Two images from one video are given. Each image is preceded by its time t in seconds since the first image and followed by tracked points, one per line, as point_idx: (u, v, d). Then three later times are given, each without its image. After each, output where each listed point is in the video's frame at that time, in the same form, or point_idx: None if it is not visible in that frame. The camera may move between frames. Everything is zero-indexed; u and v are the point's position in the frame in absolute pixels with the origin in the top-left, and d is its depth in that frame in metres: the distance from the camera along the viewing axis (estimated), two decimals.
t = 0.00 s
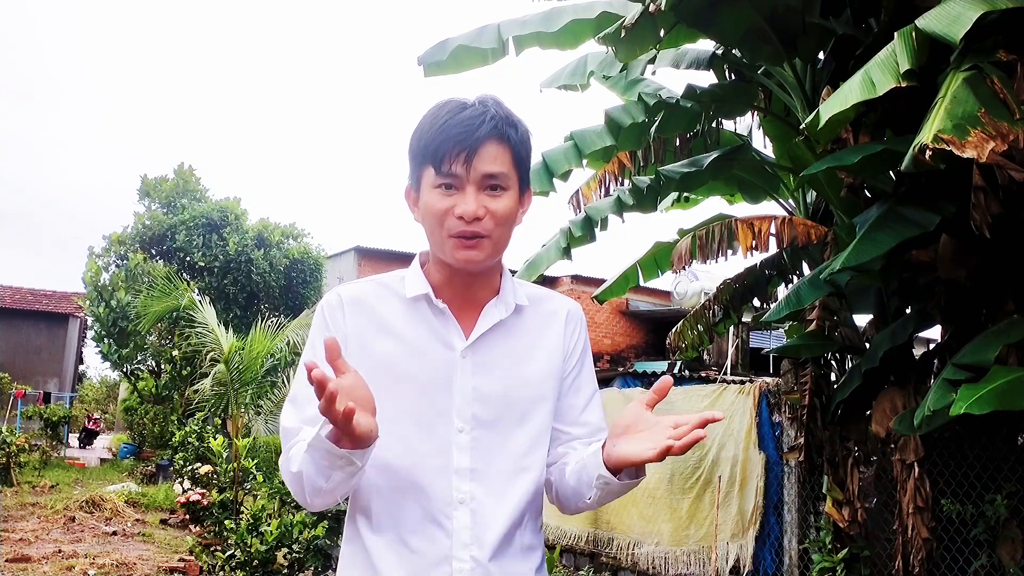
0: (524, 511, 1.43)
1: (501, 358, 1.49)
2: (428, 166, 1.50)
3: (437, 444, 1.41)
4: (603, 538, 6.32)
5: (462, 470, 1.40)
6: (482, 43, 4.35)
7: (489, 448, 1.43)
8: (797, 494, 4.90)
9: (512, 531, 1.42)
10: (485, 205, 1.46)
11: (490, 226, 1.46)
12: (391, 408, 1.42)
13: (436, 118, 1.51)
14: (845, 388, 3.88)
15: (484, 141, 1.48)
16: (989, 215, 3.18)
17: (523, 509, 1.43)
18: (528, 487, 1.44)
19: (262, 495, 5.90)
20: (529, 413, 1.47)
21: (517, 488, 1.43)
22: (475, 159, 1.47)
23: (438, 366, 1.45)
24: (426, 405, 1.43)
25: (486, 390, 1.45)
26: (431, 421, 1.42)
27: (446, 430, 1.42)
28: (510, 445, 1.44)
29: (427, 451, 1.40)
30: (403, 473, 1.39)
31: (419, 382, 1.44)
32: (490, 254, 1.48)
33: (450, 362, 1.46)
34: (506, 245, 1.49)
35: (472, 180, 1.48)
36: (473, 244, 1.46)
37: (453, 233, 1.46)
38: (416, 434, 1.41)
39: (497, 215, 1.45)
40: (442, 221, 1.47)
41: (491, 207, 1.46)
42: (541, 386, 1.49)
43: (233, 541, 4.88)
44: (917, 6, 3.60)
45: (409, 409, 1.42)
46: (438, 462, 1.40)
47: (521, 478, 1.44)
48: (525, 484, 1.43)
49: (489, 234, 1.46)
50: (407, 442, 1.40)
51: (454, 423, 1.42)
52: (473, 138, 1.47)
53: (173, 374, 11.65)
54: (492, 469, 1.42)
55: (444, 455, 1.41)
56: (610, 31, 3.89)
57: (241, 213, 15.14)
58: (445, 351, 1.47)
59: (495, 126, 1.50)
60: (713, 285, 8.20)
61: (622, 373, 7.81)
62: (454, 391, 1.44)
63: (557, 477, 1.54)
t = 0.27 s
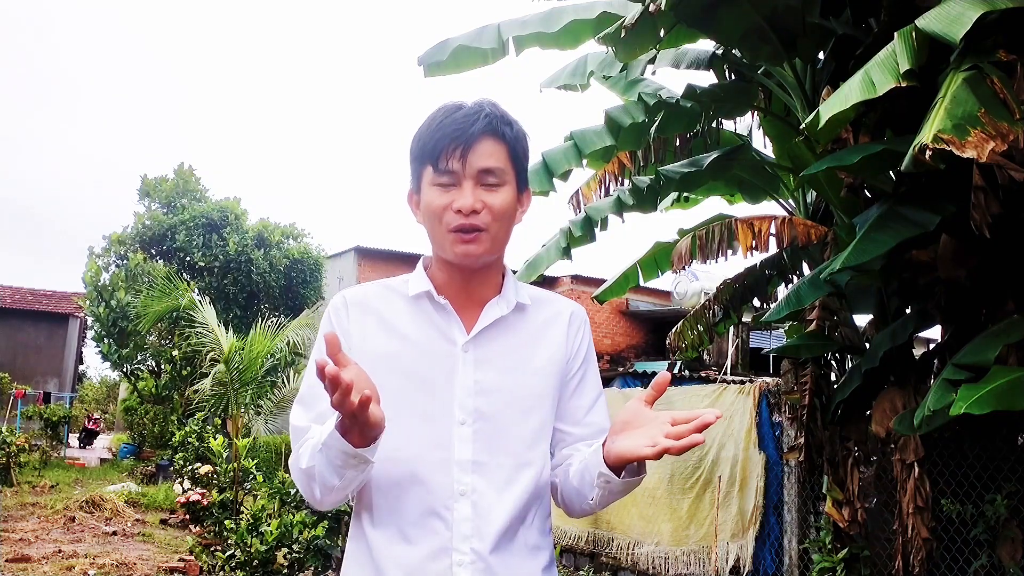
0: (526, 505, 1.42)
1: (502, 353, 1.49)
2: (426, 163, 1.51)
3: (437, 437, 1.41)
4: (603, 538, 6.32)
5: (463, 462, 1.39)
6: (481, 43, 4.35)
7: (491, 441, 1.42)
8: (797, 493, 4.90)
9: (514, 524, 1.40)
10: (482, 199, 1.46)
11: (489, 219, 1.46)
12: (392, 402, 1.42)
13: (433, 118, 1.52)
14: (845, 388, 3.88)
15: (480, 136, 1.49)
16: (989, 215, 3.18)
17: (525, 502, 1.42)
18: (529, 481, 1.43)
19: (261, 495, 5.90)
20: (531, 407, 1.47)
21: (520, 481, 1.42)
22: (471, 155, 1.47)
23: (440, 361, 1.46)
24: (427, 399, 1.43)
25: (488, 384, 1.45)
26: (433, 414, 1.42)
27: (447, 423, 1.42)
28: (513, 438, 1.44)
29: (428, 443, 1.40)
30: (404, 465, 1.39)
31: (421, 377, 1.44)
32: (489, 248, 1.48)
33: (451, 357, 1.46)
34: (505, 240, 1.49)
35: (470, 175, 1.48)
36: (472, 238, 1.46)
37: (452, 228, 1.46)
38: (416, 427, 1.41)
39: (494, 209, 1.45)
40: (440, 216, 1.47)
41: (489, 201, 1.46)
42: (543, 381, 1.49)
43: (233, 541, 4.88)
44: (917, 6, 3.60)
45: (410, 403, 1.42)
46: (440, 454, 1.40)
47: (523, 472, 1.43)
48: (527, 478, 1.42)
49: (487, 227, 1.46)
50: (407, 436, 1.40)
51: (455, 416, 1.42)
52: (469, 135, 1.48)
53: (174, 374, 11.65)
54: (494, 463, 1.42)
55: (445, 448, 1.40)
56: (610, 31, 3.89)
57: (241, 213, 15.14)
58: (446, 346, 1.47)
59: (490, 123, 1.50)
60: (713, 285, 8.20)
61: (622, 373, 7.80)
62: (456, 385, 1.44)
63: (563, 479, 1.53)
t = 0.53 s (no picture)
0: (531, 504, 1.42)
1: (508, 352, 1.49)
2: (434, 163, 1.51)
3: (443, 436, 1.41)
4: (603, 538, 6.32)
5: (469, 461, 1.39)
6: (481, 43, 4.35)
7: (497, 441, 1.42)
8: (797, 494, 4.91)
9: (519, 523, 1.40)
10: (489, 198, 1.46)
11: (495, 218, 1.46)
12: (398, 402, 1.43)
13: (440, 119, 1.53)
14: (845, 388, 3.88)
15: (487, 136, 1.50)
16: (989, 215, 3.18)
17: (530, 502, 1.41)
18: (535, 480, 1.42)
19: (261, 495, 5.90)
20: (538, 408, 1.46)
21: (524, 480, 1.42)
22: (478, 153, 1.48)
23: (446, 360, 1.46)
24: (433, 398, 1.43)
25: (493, 383, 1.45)
26: (438, 413, 1.42)
27: (453, 422, 1.42)
28: (520, 438, 1.44)
29: (433, 442, 1.40)
30: (410, 464, 1.39)
31: (426, 375, 1.44)
32: (496, 247, 1.48)
33: (457, 356, 1.46)
34: (512, 238, 1.49)
35: (477, 174, 1.48)
36: (479, 236, 1.46)
37: (458, 226, 1.46)
38: (422, 426, 1.41)
39: (501, 207, 1.45)
40: (446, 215, 1.47)
41: (495, 200, 1.46)
42: (549, 380, 1.49)
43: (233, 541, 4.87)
44: (916, 6, 3.61)
45: (416, 403, 1.43)
46: (444, 453, 1.40)
47: (529, 471, 1.43)
48: (532, 479, 1.42)
49: (493, 226, 1.46)
50: (412, 434, 1.41)
51: (461, 415, 1.42)
52: (476, 134, 1.49)
53: (173, 374, 11.65)
54: (500, 463, 1.41)
55: (451, 447, 1.40)
56: (610, 31, 3.89)
57: (241, 213, 15.14)
58: (452, 345, 1.48)
59: (497, 123, 1.51)
60: (713, 285, 8.20)
61: (623, 373, 7.80)
62: (461, 384, 1.44)
63: (568, 480, 1.54)
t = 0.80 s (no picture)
0: (536, 507, 1.42)
1: (514, 354, 1.49)
2: (440, 163, 1.51)
3: (448, 438, 1.41)
4: (604, 538, 6.31)
5: (474, 464, 1.39)
6: (481, 44, 4.35)
7: (502, 443, 1.42)
8: (797, 493, 4.92)
9: (524, 525, 1.40)
10: (495, 199, 1.46)
11: (501, 219, 1.46)
12: (402, 403, 1.43)
13: (447, 118, 1.53)
14: (845, 388, 3.87)
15: (494, 136, 1.49)
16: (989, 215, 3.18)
17: (535, 504, 1.41)
18: (540, 482, 1.43)
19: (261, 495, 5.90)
20: (543, 410, 1.46)
21: (529, 483, 1.42)
22: (485, 154, 1.48)
23: (451, 362, 1.45)
24: (438, 399, 1.43)
25: (499, 385, 1.45)
26: (443, 415, 1.42)
27: (458, 424, 1.42)
28: (525, 440, 1.44)
29: (438, 444, 1.40)
30: (416, 466, 1.39)
31: (431, 377, 1.44)
32: (501, 248, 1.48)
33: (462, 358, 1.46)
34: (518, 239, 1.49)
35: (483, 174, 1.48)
36: (485, 238, 1.46)
37: (464, 227, 1.46)
38: (427, 429, 1.41)
39: (507, 209, 1.45)
40: (453, 216, 1.47)
41: (501, 201, 1.46)
42: (555, 382, 1.49)
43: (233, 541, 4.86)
44: (916, 6, 3.61)
45: (421, 405, 1.43)
46: (450, 455, 1.40)
47: (534, 473, 1.43)
48: (537, 481, 1.42)
49: (500, 227, 1.46)
50: (418, 436, 1.41)
51: (466, 417, 1.42)
52: (482, 134, 1.48)
53: (173, 374, 11.65)
54: (505, 465, 1.41)
55: (456, 449, 1.40)
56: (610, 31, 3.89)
57: (241, 213, 15.15)
58: (457, 346, 1.47)
59: (504, 123, 1.51)
60: (713, 285, 8.20)
61: (622, 373, 7.80)
62: (467, 386, 1.44)
63: (572, 483, 1.55)
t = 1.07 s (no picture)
0: (539, 507, 1.42)
1: (516, 354, 1.49)
2: (442, 165, 1.51)
3: (450, 439, 1.41)
4: (603, 538, 6.31)
5: (476, 464, 1.40)
6: (482, 44, 4.35)
7: (504, 444, 1.42)
8: (797, 493, 4.91)
9: (527, 526, 1.40)
10: (497, 203, 1.46)
11: (503, 224, 1.46)
12: (405, 403, 1.43)
13: (450, 120, 1.52)
14: (845, 387, 3.87)
15: (497, 141, 1.49)
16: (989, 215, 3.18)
17: (537, 505, 1.42)
18: (543, 483, 1.43)
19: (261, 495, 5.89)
20: (547, 410, 1.46)
21: (532, 483, 1.42)
22: (487, 158, 1.47)
23: (454, 362, 1.45)
24: (441, 399, 1.43)
25: (501, 386, 1.45)
26: (446, 416, 1.42)
27: (461, 425, 1.42)
28: (528, 441, 1.44)
29: (442, 445, 1.40)
30: (418, 467, 1.40)
31: (434, 377, 1.44)
32: (502, 251, 1.48)
33: (465, 358, 1.46)
34: (519, 244, 1.49)
35: (485, 178, 1.48)
36: (487, 242, 1.46)
37: (466, 231, 1.46)
38: (429, 429, 1.41)
39: (509, 213, 1.45)
40: (455, 220, 1.47)
41: (504, 205, 1.46)
42: (557, 383, 1.48)
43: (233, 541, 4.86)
44: (916, 6, 3.61)
45: (423, 405, 1.42)
46: (452, 456, 1.40)
47: (537, 474, 1.43)
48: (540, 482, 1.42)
49: (502, 232, 1.46)
50: (420, 437, 1.41)
51: (468, 418, 1.42)
52: (486, 138, 1.48)
53: (173, 374, 11.66)
54: (507, 466, 1.42)
55: (458, 450, 1.40)
56: (610, 31, 3.89)
57: (241, 213, 15.14)
58: (459, 346, 1.47)
59: (507, 126, 1.50)
60: (713, 285, 8.20)
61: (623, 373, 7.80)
62: (470, 386, 1.44)
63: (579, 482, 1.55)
